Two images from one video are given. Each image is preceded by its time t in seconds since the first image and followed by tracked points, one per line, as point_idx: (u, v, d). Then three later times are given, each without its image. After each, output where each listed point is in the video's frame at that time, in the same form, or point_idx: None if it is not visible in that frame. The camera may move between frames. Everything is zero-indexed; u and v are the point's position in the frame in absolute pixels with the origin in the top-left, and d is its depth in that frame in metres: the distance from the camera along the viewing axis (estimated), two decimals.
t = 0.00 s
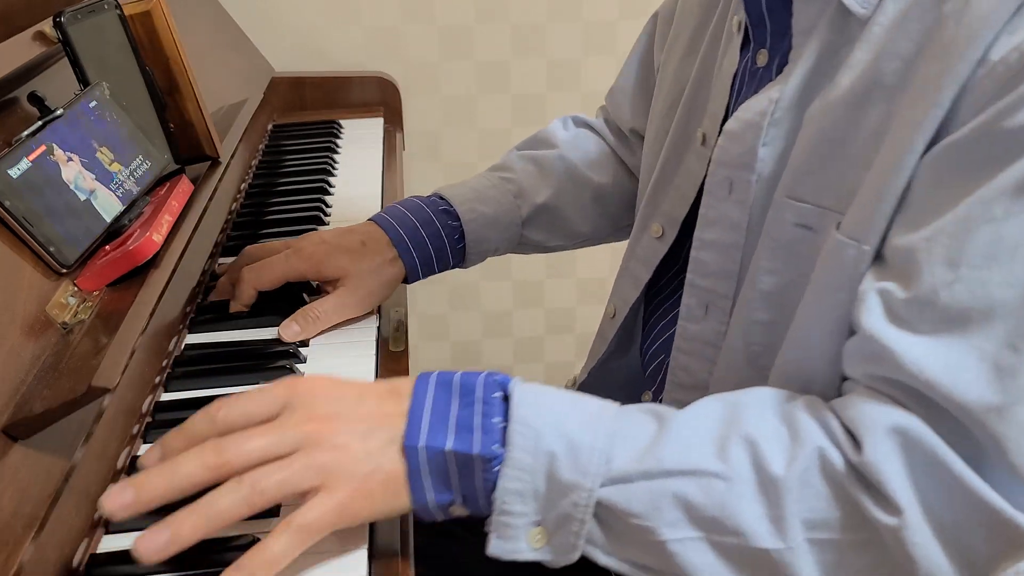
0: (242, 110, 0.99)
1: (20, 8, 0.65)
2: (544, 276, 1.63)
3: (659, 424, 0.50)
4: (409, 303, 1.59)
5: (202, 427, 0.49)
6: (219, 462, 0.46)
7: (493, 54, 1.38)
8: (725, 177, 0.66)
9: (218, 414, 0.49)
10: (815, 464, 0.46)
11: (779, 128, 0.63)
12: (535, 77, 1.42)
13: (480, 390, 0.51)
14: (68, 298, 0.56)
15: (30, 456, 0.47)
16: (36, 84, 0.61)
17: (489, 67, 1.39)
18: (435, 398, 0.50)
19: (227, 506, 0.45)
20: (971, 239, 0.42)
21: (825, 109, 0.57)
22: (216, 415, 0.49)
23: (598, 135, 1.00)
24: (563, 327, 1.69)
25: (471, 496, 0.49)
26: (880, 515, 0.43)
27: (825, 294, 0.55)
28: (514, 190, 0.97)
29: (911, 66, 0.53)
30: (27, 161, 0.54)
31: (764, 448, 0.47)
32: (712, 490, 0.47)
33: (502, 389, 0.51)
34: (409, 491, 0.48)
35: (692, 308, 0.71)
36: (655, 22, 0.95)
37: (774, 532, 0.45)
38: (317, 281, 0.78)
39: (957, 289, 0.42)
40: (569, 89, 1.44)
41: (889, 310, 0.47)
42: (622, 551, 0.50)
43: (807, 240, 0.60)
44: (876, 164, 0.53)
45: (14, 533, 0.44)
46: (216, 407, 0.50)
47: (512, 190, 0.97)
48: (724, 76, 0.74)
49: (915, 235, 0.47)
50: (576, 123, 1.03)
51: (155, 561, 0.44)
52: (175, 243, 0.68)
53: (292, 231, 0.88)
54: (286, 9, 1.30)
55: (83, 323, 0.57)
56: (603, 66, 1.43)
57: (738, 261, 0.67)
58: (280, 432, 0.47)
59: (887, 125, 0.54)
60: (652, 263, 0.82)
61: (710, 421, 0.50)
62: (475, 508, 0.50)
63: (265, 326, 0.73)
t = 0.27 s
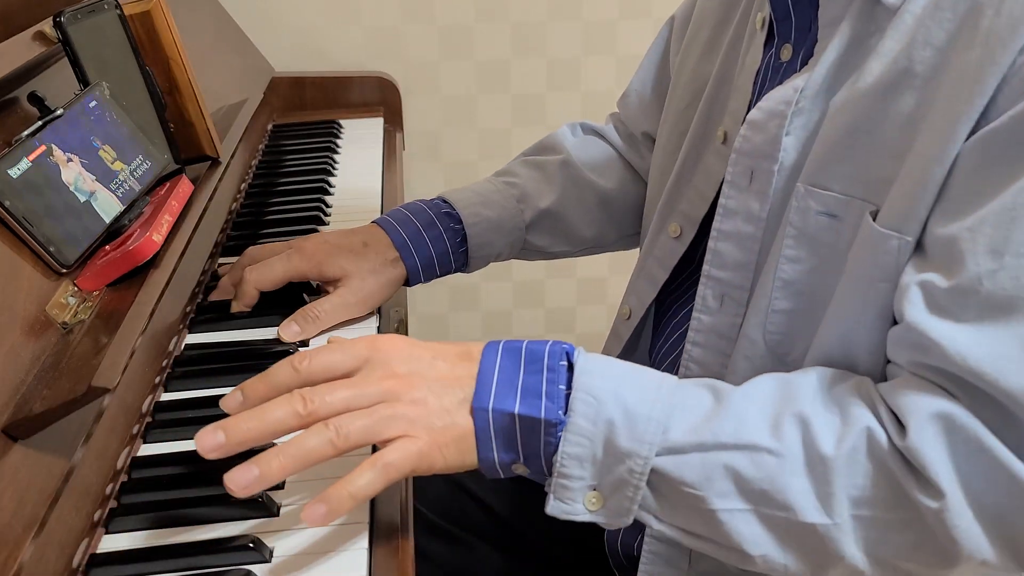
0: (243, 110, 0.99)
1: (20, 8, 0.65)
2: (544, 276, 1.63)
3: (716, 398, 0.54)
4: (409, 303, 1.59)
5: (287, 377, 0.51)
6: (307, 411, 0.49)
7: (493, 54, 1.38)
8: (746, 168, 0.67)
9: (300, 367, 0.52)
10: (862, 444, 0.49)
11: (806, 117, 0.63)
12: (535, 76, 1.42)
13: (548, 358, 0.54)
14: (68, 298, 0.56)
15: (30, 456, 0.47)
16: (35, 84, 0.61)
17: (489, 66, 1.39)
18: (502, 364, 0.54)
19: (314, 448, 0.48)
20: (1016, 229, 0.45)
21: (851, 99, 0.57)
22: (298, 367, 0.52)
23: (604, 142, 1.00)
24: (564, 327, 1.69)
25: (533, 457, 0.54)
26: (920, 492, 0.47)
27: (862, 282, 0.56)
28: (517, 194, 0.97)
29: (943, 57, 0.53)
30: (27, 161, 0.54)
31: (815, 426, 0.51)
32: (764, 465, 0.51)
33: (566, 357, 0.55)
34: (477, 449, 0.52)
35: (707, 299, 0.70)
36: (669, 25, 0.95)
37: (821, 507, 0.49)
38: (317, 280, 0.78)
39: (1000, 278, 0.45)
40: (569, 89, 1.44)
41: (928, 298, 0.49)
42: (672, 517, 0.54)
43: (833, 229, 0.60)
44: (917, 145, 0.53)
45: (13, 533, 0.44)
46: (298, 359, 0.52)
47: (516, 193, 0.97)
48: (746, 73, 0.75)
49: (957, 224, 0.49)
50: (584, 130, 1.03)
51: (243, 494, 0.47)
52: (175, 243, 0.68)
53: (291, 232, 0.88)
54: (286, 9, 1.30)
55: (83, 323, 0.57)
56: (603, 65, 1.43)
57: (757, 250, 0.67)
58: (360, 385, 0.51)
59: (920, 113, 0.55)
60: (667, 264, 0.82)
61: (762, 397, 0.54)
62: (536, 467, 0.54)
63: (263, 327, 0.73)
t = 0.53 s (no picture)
0: (242, 110, 0.99)
1: (19, 8, 0.65)
2: (544, 277, 1.63)
3: (715, 409, 0.55)
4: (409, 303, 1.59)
5: (304, 407, 0.53)
6: (327, 438, 0.51)
7: (493, 54, 1.38)
8: (746, 166, 0.66)
9: (319, 397, 0.53)
10: (859, 449, 0.50)
11: (803, 116, 0.63)
12: (535, 76, 1.42)
13: (552, 380, 0.56)
14: (68, 298, 0.56)
15: (30, 456, 0.47)
16: (35, 84, 0.61)
17: (489, 66, 1.39)
18: (508, 388, 0.56)
19: (338, 476, 0.49)
20: (1009, 229, 0.45)
21: (846, 99, 0.57)
22: (315, 396, 0.53)
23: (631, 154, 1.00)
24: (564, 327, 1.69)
25: (544, 475, 0.56)
26: (917, 494, 0.47)
27: (862, 280, 0.55)
28: (546, 200, 0.98)
29: (937, 57, 0.53)
30: (27, 161, 0.54)
31: (812, 433, 0.52)
32: (763, 472, 0.52)
33: (569, 378, 0.57)
34: (491, 472, 0.54)
35: (708, 299, 0.70)
36: (684, 31, 0.95)
37: (820, 511, 0.51)
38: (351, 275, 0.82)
39: (994, 278, 0.45)
40: (569, 89, 1.44)
41: (924, 299, 0.49)
42: (680, 526, 0.56)
43: (829, 226, 0.60)
44: (912, 145, 0.53)
45: (14, 533, 0.44)
46: (316, 389, 0.54)
47: (544, 199, 0.98)
48: (748, 76, 0.75)
49: (953, 224, 0.49)
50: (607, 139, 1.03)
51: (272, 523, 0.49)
52: (175, 243, 0.68)
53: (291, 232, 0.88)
54: (286, 9, 1.30)
55: (83, 323, 0.57)
56: (603, 65, 1.43)
57: (756, 249, 0.67)
58: (377, 414, 0.53)
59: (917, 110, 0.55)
60: (670, 264, 0.82)
61: (762, 406, 0.55)
62: (547, 486, 0.56)
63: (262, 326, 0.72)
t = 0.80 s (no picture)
0: (243, 110, 0.99)
1: (19, 9, 0.65)
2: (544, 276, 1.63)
3: (717, 413, 0.55)
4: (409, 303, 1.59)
5: (310, 430, 0.52)
6: (330, 459, 0.50)
7: (493, 54, 1.38)
8: (744, 167, 0.66)
9: (323, 420, 0.52)
10: (861, 449, 0.50)
11: (796, 117, 0.63)
12: (535, 76, 1.42)
13: (553, 390, 0.57)
14: (68, 298, 0.56)
15: (30, 456, 0.47)
16: (35, 84, 0.61)
17: (489, 66, 1.39)
18: (511, 400, 0.57)
19: (340, 499, 0.49)
20: (1002, 227, 0.45)
21: (839, 98, 0.57)
22: (320, 418, 0.53)
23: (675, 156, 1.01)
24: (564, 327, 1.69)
25: (548, 485, 0.56)
26: (922, 494, 0.47)
27: (856, 278, 0.56)
28: (595, 197, 0.98)
29: (925, 55, 0.54)
30: (27, 161, 0.54)
31: (815, 435, 0.52)
32: (766, 474, 0.52)
33: (571, 388, 0.58)
34: (494, 484, 0.54)
35: (708, 299, 0.70)
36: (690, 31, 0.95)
37: (824, 512, 0.50)
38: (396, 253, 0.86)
39: (991, 276, 0.45)
40: (569, 89, 1.44)
41: (922, 297, 0.49)
42: (685, 530, 0.55)
43: (822, 225, 0.60)
44: (902, 146, 0.53)
45: (13, 533, 0.44)
46: (320, 411, 0.53)
47: (593, 196, 0.98)
48: (748, 78, 0.76)
49: (945, 223, 0.49)
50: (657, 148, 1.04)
51: (281, 553, 0.49)
52: (175, 243, 0.68)
53: (292, 232, 0.88)
54: (286, 9, 1.30)
55: (83, 323, 0.57)
56: (603, 65, 1.43)
57: (753, 248, 0.67)
58: (379, 434, 0.52)
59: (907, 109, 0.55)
60: (670, 265, 0.82)
61: (764, 410, 0.55)
62: (553, 496, 0.56)
63: (262, 326, 0.72)
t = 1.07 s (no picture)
0: (243, 110, 0.99)
1: (19, 9, 0.65)
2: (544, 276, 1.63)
3: (713, 387, 0.55)
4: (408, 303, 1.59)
5: (310, 364, 0.53)
6: (328, 394, 0.51)
7: (493, 54, 1.38)
8: (738, 164, 0.66)
9: (324, 356, 0.53)
10: (849, 426, 0.50)
11: (788, 114, 0.63)
12: (535, 76, 1.42)
13: (553, 352, 0.56)
14: (68, 298, 0.56)
15: (30, 456, 0.47)
16: (36, 85, 0.61)
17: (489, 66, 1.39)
18: (510, 359, 0.56)
19: (335, 430, 0.50)
20: (982, 215, 0.45)
21: (825, 95, 0.57)
22: (322, 355, 0.53)
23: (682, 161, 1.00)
24: (564, 327, 1.69)
25: (540, 446, 0.56)
26: (905, 473, 0.48)
27: (845, 271, 0.56)
28: (598, 201, 0.99)
29: (910, 48, 0.54)
30: (26, 161, 0.54)
31: (805, 411, 0.52)
32: (756, 447, 0.52)
33: (571, 351, 0.57)
34: (487, 437, 0.54)
35: (704, 296, 0.70)
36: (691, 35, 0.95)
37: (810, 487, 0.51)
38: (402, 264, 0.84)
39: (970, 263, 0.45)
40: (569, 89, 1.44)
41: (903, 283, 0.49)
42: (672, 500, 0.55)
43: (814, 220, 0.60)
44: (888, 138, 0.53)
45: (13, 534, 0.44)
46: (323, 348, 0.54)
47: (596, 201, 0.99)
48: (745, 79, 0.76)
49: (927, 212, 0.49)
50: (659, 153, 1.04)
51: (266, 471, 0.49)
52: (174, 243, 0.68)
53: (292, 232, 0.88)
54: (286, 9, 1.30)
55: (83, 323, 0.57)
56: (604, 65, 1.43)
57: (748, 246, 0.67)
58: (378, 374, 0.52)
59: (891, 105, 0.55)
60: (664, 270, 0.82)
61: (757, 385, 0.55)
62: (543, 458, 0.56)
63: (263, 326, 0.72)
